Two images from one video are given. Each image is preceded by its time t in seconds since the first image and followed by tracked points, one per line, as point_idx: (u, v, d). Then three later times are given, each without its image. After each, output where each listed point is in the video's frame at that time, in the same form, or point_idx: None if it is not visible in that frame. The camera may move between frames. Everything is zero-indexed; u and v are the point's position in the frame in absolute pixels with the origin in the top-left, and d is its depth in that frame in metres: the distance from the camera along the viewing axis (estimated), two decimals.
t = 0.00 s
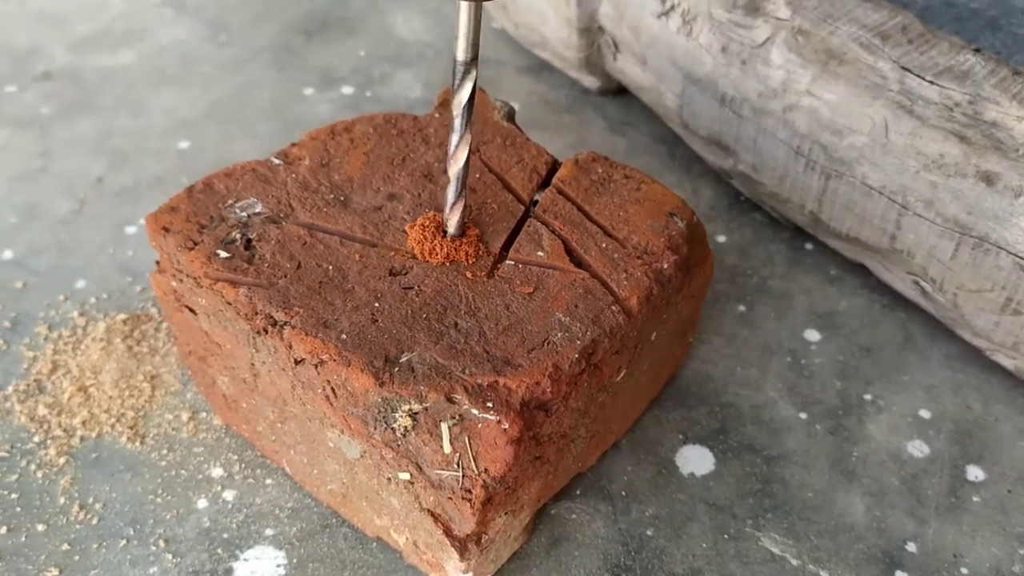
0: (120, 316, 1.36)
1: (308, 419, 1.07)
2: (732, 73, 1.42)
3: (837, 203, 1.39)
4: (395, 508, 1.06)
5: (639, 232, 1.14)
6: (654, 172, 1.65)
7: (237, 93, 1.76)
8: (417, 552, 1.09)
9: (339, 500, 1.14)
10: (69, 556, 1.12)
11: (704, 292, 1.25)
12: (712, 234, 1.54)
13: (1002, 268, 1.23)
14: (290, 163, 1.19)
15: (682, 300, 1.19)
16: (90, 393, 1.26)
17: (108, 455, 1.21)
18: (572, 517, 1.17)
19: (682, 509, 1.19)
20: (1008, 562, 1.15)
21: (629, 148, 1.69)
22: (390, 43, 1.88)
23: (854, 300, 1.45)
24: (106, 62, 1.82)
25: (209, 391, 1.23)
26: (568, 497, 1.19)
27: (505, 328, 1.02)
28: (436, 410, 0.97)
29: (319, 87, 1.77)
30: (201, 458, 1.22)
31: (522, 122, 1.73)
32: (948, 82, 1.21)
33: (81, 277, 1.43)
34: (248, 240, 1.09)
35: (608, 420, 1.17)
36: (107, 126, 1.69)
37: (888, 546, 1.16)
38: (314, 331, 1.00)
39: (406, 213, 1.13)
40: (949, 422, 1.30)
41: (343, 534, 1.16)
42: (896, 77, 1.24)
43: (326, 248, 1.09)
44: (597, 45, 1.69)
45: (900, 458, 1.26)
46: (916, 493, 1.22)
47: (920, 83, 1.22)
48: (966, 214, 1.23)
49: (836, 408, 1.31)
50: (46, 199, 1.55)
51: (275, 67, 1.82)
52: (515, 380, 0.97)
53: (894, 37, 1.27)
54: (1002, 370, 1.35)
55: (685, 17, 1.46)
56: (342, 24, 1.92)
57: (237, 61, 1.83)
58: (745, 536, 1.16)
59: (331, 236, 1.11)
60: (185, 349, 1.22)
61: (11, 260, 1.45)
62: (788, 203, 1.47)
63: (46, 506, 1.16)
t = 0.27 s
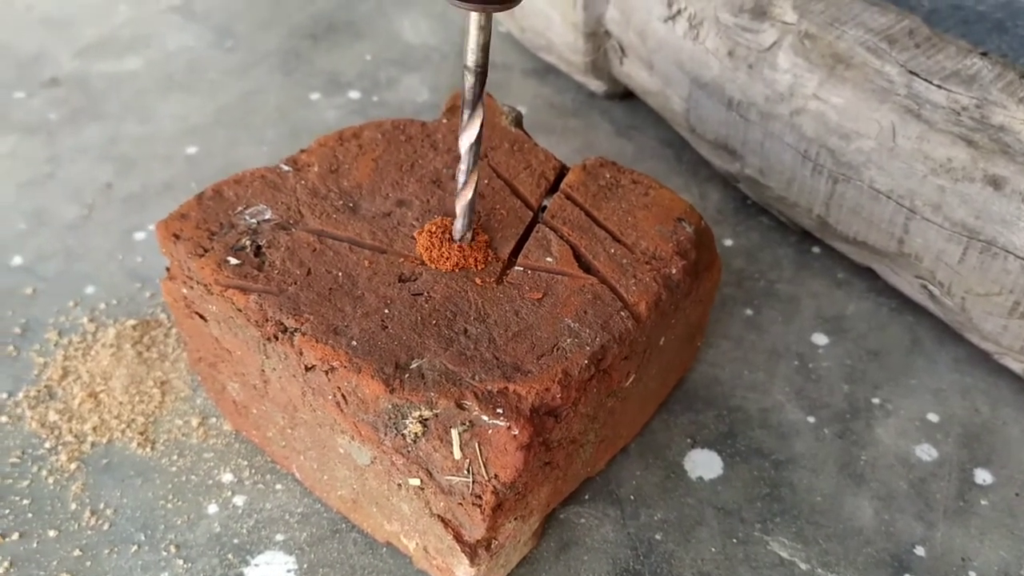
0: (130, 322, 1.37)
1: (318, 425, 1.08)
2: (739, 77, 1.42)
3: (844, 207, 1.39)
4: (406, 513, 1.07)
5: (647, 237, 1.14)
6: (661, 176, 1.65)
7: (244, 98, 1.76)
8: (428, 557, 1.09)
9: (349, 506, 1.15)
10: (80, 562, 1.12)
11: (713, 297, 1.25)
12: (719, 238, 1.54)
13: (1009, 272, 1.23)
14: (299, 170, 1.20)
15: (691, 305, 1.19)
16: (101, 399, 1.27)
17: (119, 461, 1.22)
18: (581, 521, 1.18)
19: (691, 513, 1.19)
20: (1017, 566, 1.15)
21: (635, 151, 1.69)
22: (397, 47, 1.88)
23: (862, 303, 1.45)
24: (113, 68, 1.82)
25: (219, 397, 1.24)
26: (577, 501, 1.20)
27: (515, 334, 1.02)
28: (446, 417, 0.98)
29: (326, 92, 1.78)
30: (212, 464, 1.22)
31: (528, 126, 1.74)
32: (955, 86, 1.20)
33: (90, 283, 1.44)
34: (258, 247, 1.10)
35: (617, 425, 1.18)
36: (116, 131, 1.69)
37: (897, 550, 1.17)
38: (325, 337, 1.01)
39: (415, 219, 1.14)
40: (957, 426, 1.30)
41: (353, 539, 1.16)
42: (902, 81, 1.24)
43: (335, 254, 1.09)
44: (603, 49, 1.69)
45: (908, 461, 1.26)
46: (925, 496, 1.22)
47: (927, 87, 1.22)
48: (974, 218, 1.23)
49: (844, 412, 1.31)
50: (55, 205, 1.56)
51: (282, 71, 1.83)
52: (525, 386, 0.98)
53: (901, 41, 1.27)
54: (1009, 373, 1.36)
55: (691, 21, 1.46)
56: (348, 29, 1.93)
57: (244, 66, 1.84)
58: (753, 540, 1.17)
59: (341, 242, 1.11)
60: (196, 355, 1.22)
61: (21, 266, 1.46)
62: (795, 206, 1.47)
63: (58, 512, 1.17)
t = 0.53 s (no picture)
0: (135, 332, 1.37)
1: (322, 435, 1.08)
2: (740, 85, 1.43)
3: (846, 214, 1.39)
4: (410, 522, 1.07)
5: (649, 247, 1.14)
6: (663, 183, 1.66)
7: (248, 106, 1.77)
8: (432, 566, 1.10)
9: (354, 514, 1.15)
10: (87, 571, 1.13)
11: (715, 305, 1.26)
12: (721, 244, 1.55)
13: (1011, 279, 1.23)
14: (303, 180, 1.20)
15: (693, 313, 1.20)
16: (106, 408, 1.28)
17: (125, 470, 1.23)
18: (585, 529, 1.18)
19: (694, 520, 1.20)
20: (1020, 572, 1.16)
21: (638, 158, 1.70)
22: (400, 55, 1.89)
23: (864, 310, 1.45)
24: (118, 77, 1.83)
25: (224, 406, 1.24)
26: (581, 509, 1.20)
27: (518, 344, 1.03)
28: (450, 427, 0.98)
29: (329, 100, 1.79)
30: (217, 473, 1.23)
31: (531, 133, 1.74)
32: (956, 93, 1.21)
33: (96, 293, 1.45)
34: (262, 258, 1.10)
35: (620, 433, 1.18)
36: (120, 141, 1.70)
37: (900, 557, 1.17)
38: (329, 348, 1.01)
39: (418, 230, 1.14)
40: (960, 432, 1.30)
41: (358, 547, 1.17)
42: (903, 89, 1.25)
43: (339, 265, 1.10)
44: (605, 57, 1.69)
45: (911, 468, 1.26)
46: (927, 503, 1.22)
47: (928, 95, 1.23)
48: (975, 226, 1.23)
49: (847, 419, 1.31)
50: (61, 215, 1.57)
51: (286, 80, 1.84)
52: (528, 396, 0.98)
53: (902, 48, 1.27)
54: (1012, 379, 1.36)
55: (693, 29, 1.46)
56: (351, 37, 1.94)
57: (248, 75, 1.85)
58: (756, 548, 1.17)
59: (344, 253, 1.12)
60: (201, 365, 1.23)
61: (27, 276, 1.47)
62: (797, 213, 1.48)
63: (64, 521, 1.18)
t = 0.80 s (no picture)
0: (143, 336, 1.38)
1: (331, 438, 1.09)
2: (745, 88, 1.43)
3: (851, 217, 1.39)
4: (418, 525, 1.07)
5: (656, 250, 1.15)
6: (668, 186, 1.66)
7: (255, 111, 1.78)
8: (440, 569, 1.10)
9: (362, 517, 1.16)
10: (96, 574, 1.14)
11: (721, 308, 1.26)
12: (727, 247, 1.55)
13: (1017, 281, 1.24)
14: (311, 185, 1.21)
15: (699, 316, 1.20)
16: (115, 412, 1.28)
17: (133, 474, 1.23)
18: (592, 531, 1.18)
19: (701, 523, 1.20)
20: None
21: (643, 162, 1.70)
22: (405, 59, 1.90)
23: (870, 312, 1.46)
24: (124, 82, 1.84)
25: (233, 410, 1.25)
26: (588, 511, 1.20)
27: (525, 347, 1.03)
28: (458, 430, 0.98)
29: (335, 105, 1.79)
30: (225, 476, 1.23)
31: (536, 137, 1.75)
32: (961, 96, 1.22)
33: (104, 297, 1.45)
34: (270, 262, 1.11)
35: (627, 436, 1.18)
36: (127, 146, 1.71)
37: (907, 559, 1.17)
38: (337, 352, 1.02)
39: (425, 233, 1.15)
40: (966, 434, 1.30)
41: (365, 550, 1.17)
42: (909, 92, 1.26)
43: (347, 269, 1.10)
44: (610, 61, 1.70)
45: (917, 470, 1.26)
46: (934, 505, 1.22)
47: (933, 97, 1.24)
48: (981, 228, 1.23)
49: (853, 421, 1.32)
50: (69, 219, 1.58)
51: (291, 84, 1.84)
52: (536, 400, 0.99)
53: (907, 51, 1.29)
54: (1018, 382, 1.36)
55: (697, 33, 1.47)
56: (356, 41, 1.94)
57: (254, 80, 1.85)
58: (764, 550, 1.17)
59: (352, 257, 1.12)
60: (209, 369, 1.24)
61: (35, 280, 1.48)
62: (802, 216, 1.48)
63: (73, 524, 1.18)
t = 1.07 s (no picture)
0: (146, 336, 1.38)
1: (334, 438, 1.09)
2: (747, 90, 1.44)
3: (853, 218, 1.40)
4: (421, 526, 1.08)
5: (657, 251, 1.15)
6: (670, 187, 1.66)
7: (257, 112, 1.78)
8: (443, 569, 1.10)
9: (364, 518, 1.16)
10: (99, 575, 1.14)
11: (723, 308, 1.26)
12: (728, 249, 1.55)
13: (1018, 282, 1.24)
14: (313, 186, 1.21)
15: (701, 317, 1.20)
16: (118, 413, 1.29)
17: (136, 474, 1.23)
18: (594, 532, 1.19)
19: (703, 523, 1.20)
20: None
21: (645, 163, 1.71)
22: (407, 60, 1.90)
23: (871, 313, 1.46)
24: (126, 84, 1.84)
25: (235, 410, 1.25)
26: (590, 512, 1.21)
27: (528, 348, 1.04)
28: (461, 430, 0.99)
29: (337, 106, 1.80)
30: (228, 476, 1.24)
31: (538, 138, 1.75)
32: (962, 98, 1.22)
33: (107, 298, 1.46)
34: (273, 263, 1.11)
35: (629, 437, 1.19)
36: (130, 147, 1.71)
37: (908, 559, 1.17)
38: (340, 352, 1.02)
39: (428, 234, 1.15)
40: (967, 435, 1.31)
41: (368, 551, 1.17)
42: (909, 93, 1.26)
43: (349, 270, 1.11)
44: (612, 62, 1.70)
45: (919, 471, 1.26)
46: (935, 506, 1.23)
47: (934, 99, 1.24)
48: (982, 229, 1.24)
49: (854, 422, 1.32)
50: (71, 221, 1.58)
51: (293, 86, 1.85)
52: (538, 400, 0.99)
53: (908, 53, 1.29)
54: (1019, 382, 1.36)
55: (699, 34, 1.47)
56: (358, 43, 1.95)
57: (256, 81, 1.86)
58: (765, 551, 1.18)
59: (355, 258, 1.13)
60: (212, 369, 1.24)
61: (38, 281, 1.48)
62: (803, 217, 1.48)
63: (77, 525, 1.18)
